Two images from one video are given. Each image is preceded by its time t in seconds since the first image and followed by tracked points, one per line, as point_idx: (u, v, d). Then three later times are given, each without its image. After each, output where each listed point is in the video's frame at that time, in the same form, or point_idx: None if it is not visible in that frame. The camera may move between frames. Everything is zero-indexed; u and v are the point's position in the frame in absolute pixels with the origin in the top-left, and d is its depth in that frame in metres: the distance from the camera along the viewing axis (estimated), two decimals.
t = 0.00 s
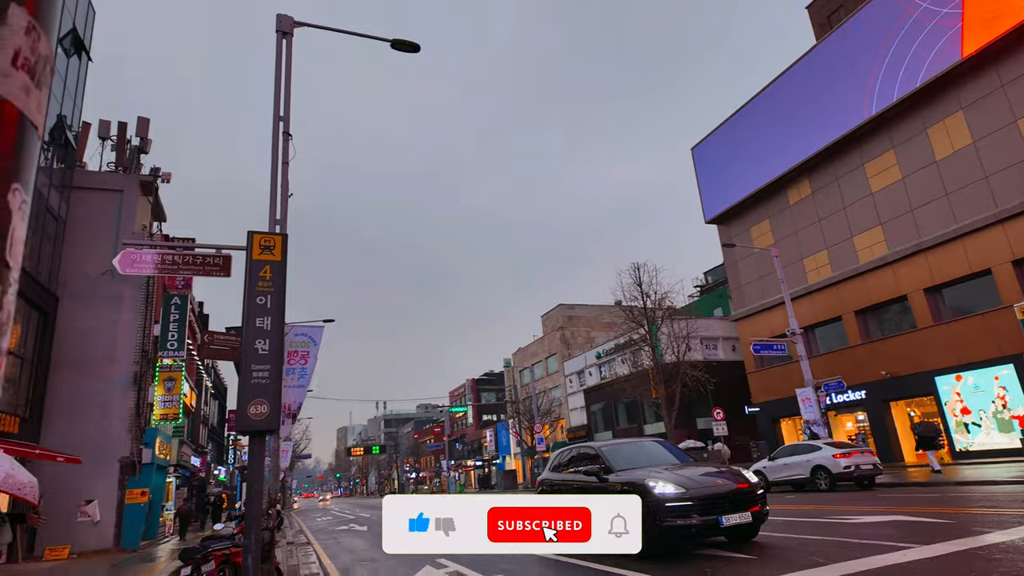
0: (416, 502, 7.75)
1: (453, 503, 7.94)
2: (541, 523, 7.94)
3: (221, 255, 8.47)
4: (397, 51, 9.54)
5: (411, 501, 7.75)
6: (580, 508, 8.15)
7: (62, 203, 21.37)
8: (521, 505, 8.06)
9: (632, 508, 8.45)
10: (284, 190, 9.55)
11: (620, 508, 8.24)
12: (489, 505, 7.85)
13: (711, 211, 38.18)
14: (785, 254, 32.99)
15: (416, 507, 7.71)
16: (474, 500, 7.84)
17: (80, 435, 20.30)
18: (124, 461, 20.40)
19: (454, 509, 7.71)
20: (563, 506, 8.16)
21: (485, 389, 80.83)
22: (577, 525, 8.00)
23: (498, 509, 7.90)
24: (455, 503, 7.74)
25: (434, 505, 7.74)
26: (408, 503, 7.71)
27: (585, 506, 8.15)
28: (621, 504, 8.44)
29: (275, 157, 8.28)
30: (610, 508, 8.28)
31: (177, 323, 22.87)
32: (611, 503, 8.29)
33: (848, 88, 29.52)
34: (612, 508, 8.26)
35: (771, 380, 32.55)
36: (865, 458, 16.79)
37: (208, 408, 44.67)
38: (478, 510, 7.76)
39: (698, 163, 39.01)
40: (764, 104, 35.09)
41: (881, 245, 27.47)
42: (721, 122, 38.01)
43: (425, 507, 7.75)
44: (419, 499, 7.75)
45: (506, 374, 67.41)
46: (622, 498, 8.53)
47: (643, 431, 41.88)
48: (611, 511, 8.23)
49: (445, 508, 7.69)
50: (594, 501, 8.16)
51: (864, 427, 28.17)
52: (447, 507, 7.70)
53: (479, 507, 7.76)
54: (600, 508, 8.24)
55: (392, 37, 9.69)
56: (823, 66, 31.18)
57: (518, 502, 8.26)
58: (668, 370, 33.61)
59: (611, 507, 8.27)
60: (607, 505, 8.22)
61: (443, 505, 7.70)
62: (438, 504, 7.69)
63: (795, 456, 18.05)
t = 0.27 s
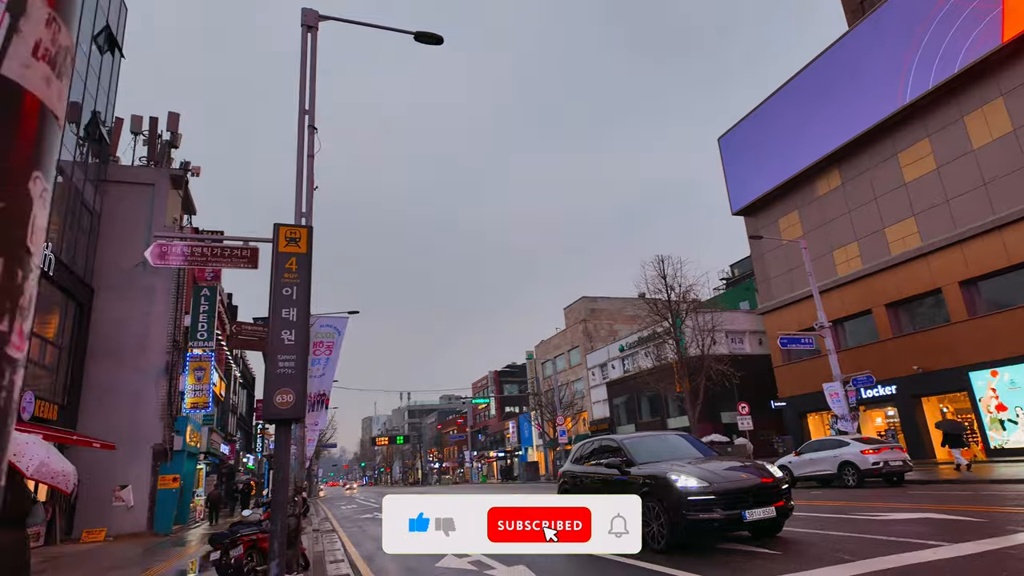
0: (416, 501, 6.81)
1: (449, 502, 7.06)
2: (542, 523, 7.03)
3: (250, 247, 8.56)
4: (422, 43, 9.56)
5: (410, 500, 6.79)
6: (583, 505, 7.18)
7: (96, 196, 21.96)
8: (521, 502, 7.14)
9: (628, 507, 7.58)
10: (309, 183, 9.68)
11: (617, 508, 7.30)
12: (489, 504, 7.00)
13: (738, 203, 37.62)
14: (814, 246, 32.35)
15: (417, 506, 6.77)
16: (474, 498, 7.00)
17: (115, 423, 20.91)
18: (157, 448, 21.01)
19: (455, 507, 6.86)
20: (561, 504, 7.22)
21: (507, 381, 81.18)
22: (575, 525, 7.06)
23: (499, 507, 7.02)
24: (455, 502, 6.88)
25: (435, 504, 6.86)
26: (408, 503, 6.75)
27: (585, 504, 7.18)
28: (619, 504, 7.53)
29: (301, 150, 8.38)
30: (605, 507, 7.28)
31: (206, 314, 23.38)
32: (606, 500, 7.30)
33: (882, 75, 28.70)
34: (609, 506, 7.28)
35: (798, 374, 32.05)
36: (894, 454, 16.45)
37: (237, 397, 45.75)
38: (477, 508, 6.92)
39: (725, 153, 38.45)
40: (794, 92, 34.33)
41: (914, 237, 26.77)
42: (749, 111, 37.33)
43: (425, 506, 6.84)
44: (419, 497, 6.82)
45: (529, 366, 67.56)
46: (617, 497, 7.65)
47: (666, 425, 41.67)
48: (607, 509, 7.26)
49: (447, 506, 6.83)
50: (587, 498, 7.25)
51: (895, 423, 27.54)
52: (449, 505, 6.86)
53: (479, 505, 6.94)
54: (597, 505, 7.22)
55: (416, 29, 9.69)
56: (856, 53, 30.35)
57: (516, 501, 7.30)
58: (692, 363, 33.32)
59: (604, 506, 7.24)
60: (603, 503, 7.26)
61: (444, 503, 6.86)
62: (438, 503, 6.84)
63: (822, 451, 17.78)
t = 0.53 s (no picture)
0: (414, 499, 5.95)
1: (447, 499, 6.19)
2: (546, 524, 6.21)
3: (260, 237, 8.64)
4: (434, 34, 9.52)
5: (407, 498, 5.93)
6: (583, 505, 6.42)
7: (113, 186, 22.21)
8: (523, 501, 6.36)
9: (634, 504, 6.72)
10: (321, 174, 9.73)
11: (625, 503, 6.45)
12: (489, 502, 6.23)
13: (752, 196, 37.25)
14: (829, 240, 31.97)
15: (416, 504, 5.92)
16: (472, 496, 6.18)
17: (129, 409, 21.24)
18: (171, 434, 21.32)
19: (456, 505, 6.02)
20: (563, 502, 6.45)
21: (518, 373, 81.42)
22: (576, 525, 6.35)
23: (499, 506, 6.25)
24: (456, 500, 6.02)
25: (435, 502, 6.00)
26: (407, 500, 5.89)
27: (588, 503, 6.40)
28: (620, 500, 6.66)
29: (312, 141, 8.41)
30: (614, 503, 6.43)
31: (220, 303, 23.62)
32: (616, 497, 6.45)
33: (902, 67, 28.20)
34: (619, 502, 6.43)
35: (810, 369, 31.82)
36: (906, 451, 16.31)
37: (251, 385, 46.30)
38: (478, 506, 6.09)
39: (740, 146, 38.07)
40: (811, 84, 33.84)
41: (931, 232, 26.37)
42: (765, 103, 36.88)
43: (426, 503, 5.99)
44: (418, 495, 5.96)
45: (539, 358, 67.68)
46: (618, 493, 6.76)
47: (676, 418, 41.62)
48: (617, 503, 6.43)
49: (448, 504, 5.98)
50: (589, 496, 6.46)
51: (907, 419, 27.28)
52: (449, 502, 6.00)
53: (479, 503, 6.12)
54: (603, 503, 6.39)
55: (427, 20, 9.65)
56: (876, 44, 29.83)
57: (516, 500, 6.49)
58: (703, 357, 33.16)
59: (617, 501, 6.39)
60: (610, 500, 6.39)
61: (443, 500, 5.97)
62: (439, 500, 5.95)
63: (832, 447, 17.68)
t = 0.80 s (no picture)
0: (417, 500, 6.36)
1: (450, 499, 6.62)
2: (545, 523, 6.67)
3: (263, 227, 8.64)
4: (438, 24, 9.49)
5: (410, 499, 6.35)
6: (583, 505, 6.70)
7: (117, 173, 22.25)
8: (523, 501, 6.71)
9: (634, 504, 7.10)
10: (324, 164, 9.74)
11: (624, 505, 6.82)
12: (490, 502, 6.54)
13: (757, 189, 37.10)
14: (834, 235, 31.85)
15: (417, 505, 6.33)
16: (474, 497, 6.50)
17: (133, 395, 21.40)
18: (175, 421, 21.48)
19: (457, 506, 6.39)
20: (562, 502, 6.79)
21: (520, 364, 81.58)
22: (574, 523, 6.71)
23: (498, 505, 6.58)
24: (457, 501, 6.39)
25: (435, 502, 6.38)
26: (408, 501, 6.32)
27: (587, 504, 6.68)
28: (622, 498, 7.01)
29: (315, 130, 8.41)
30: (614, 506, 6.75)
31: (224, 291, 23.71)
32: (615, 498, 6.79)
33: (911, 60, 27.96)
34: (619, 504, 6.78)
35: (812, 363, 31.80)
36: (906, 446, 16.31)
37: (254, 373, 46.52)
38: (478, 506, 6.43)
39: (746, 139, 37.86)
40: (819, 77, 33.58)
41: (936, 227, 26.24)
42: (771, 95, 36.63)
43: (427, 503, 6.39)
44: (421, 496, 6.36)
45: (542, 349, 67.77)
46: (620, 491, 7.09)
47: (677, 411, 41.68)
48: (617, 503, 6.79)
49: (450, 505, 6.36)
50: (590, 497, 6.74)
51: (908, 415, 27.28)
52: (451, 503, 6.37)
53: (479, 504, 6.45)
54: (602, 503, 6.71)
55: (432, 9, 9.62)
56: (885, 36, 29.56)
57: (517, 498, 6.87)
58: (705, 350, 33.19)
59: (617, 504, 6.72)
60: (610, 502, 6.73)
61: (444, 501, 6.36)
62: (439, 501, 6.35)
63: (832, 441, 17.70)
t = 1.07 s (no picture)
0: (417, 501, 6.85)
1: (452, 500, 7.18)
2: (548, 522, 7.26)
3: (264, 215, 8.65)
4: (442, 13, 9.44)
5: (410, 500, 6.86)
6: (584, 504, 7.00)
7: (119, 159, 22.24)
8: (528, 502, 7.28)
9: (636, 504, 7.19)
10: (325, 152, 9.73)
11: (622, 506, 6.90)
12: (490, 504, 7.20)
13: (760, 183, 36.98)
14: (836, 229, 31.77)
15: (417, 505, 6.83)
16: (476, 498, 7.14)
17: (135, 382, 21.51)
18: (176, 408, 21.59)
19: (456, 506, 6.91)
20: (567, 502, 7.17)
21: (520, 355, 81.74)
22: (577, 524, 7.08)
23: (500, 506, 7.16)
24: (456, 502, 6.92)
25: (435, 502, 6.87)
26: (408, 502, 6.85)
27: (587, 504, 6.99)
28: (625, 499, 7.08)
29: (318, 118, 8.40)
30: (612, 504, 6.91)
31: (225, 279, 23.75)
32: (613, 497, 6.95)
33: (917, 53, 27.74)
34: (616, 503, 6.90)
35: (812, 357, 31.85)
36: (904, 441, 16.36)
37: (255, 361, 46.69)
38: (478, 507, 7.03)
39: (750, 132, 37.69)
40: (824, 69, 33.35)
41: (940, 222, 26.14)
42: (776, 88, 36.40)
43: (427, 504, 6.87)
44: (421, 498, 6.84)
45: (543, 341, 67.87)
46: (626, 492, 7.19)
47: (677, 403, 41.78)
48: (615, 503, 6.88)
49: (449, 505, 6.86)
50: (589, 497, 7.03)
51: (908, 410, 27.34)
52: (450, 504, 6.88)
53: (480, 505, 7.11)
54: (603, 503, 6.92)
55: None
56: (892, 29, 29.31)
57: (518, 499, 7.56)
58: (705, 344, 33.21)
59: (612, 503, 6.89)
60: (607, 502, 6.91)
61: (444, 503, 6.87)
62: (439, 502, 6.85)
63: (831, 435, 17.75)
